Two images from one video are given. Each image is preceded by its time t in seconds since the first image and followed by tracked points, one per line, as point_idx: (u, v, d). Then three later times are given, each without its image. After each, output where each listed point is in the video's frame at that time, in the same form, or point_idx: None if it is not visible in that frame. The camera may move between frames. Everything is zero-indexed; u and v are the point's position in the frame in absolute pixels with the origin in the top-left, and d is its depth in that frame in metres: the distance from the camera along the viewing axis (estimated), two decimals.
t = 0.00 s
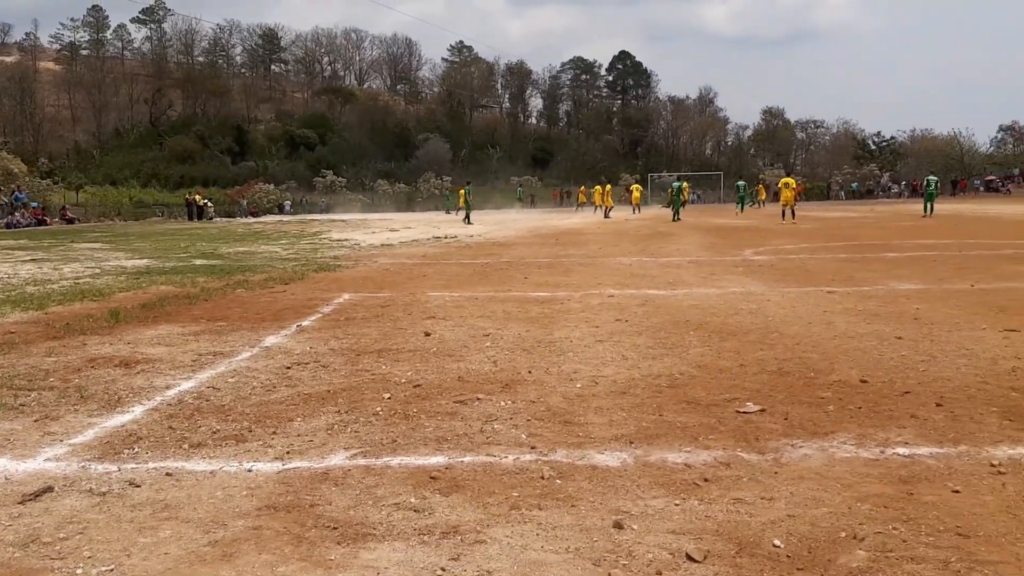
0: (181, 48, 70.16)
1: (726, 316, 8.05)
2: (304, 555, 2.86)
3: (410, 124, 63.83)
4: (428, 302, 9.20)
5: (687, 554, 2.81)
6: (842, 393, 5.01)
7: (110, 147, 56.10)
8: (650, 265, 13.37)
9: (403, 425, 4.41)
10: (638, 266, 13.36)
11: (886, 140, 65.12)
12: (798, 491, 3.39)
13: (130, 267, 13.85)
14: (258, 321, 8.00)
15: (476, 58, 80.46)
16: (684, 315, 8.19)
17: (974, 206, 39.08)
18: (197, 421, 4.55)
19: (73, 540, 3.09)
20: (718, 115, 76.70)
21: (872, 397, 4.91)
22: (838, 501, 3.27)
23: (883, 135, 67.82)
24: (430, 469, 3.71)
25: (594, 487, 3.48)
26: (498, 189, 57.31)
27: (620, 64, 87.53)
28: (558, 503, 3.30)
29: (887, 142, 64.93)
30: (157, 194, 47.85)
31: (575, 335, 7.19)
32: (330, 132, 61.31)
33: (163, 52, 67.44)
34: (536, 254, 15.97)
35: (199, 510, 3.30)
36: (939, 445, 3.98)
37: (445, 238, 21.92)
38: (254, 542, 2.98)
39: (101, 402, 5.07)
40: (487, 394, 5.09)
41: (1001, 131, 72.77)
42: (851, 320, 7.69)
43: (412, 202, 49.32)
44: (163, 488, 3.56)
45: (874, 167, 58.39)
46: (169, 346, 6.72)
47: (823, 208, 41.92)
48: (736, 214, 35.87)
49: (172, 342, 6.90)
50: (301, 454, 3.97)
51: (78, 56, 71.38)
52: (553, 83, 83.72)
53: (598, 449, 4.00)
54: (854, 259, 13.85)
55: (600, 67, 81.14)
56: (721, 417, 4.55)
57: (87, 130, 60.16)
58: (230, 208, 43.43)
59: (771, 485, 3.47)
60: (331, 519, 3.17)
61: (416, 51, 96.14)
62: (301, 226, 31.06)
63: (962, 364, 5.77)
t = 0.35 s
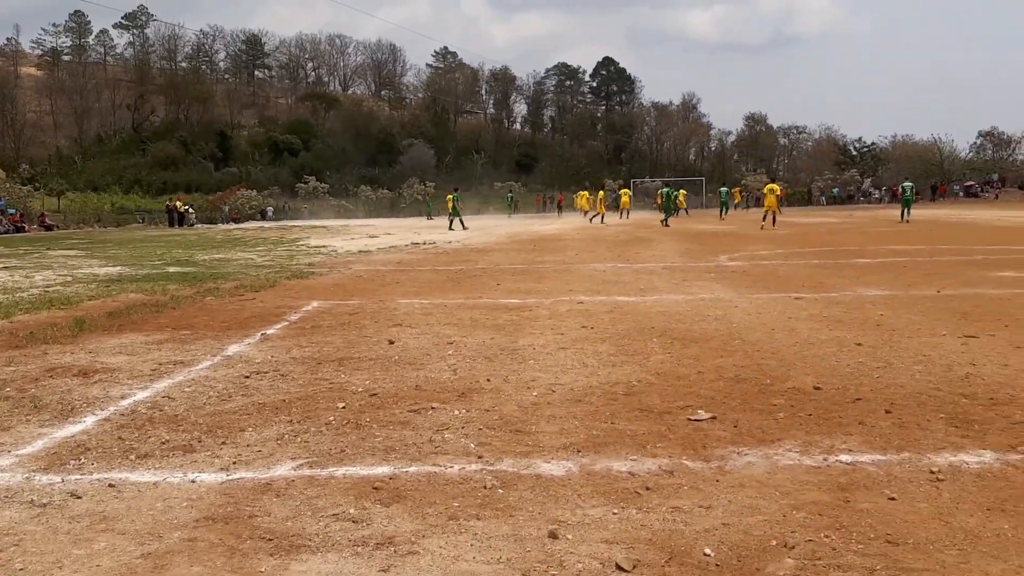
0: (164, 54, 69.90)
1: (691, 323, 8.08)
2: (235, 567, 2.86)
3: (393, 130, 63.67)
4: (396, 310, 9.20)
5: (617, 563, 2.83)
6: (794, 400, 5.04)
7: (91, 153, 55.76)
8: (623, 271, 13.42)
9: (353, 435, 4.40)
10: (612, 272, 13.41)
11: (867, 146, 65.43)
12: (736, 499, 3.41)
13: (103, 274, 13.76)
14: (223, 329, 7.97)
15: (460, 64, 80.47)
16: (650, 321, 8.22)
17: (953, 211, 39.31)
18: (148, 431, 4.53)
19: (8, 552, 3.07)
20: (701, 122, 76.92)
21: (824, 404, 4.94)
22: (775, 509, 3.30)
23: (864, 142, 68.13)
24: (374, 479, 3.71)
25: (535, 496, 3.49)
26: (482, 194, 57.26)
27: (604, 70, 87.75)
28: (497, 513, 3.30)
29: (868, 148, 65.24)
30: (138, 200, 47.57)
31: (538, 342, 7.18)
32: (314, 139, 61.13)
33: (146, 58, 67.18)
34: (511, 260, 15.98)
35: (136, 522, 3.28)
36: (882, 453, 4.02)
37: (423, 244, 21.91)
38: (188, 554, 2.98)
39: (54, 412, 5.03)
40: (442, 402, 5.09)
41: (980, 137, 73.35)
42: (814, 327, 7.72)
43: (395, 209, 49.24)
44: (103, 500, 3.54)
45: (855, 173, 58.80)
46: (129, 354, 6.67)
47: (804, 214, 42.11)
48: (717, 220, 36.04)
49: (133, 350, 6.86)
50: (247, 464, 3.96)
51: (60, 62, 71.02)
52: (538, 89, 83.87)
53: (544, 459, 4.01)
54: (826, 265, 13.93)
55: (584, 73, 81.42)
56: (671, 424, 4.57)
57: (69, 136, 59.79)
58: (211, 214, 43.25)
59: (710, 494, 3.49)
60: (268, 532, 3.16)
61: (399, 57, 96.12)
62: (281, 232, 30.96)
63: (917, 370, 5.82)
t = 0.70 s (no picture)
0: (156, 60, 69.84)
1: (666, 327, 8.15)
2: (185, 568, 2.89)
3: (386, 136, 63.71)
4: (376, 315, 9.24)
5: (560, 563, 2.87)
6: (758, 403, 5.11)
7: (83, 159, 55.71)
8: (606, 276, 13.46)
9: (317, 439, 4.44)
10: (594, 277, 13.48)
11: (859, 151, 65.61)
12: (687, 500, 3.46)
13: (87, 280, 13.76)
14: (201, 334, 8.02)
15: (453, 70, 80.58)
16: (626, 325, 8.27)
17: (942, 216, 39.41)
18: (114, 435, 4.56)
19: None
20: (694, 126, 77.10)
21: (787, 406, 4.99)
22: (725, 509, 3.34)
23: (855, 147, 68.29)
24: (332, 482, 3.75)
25: (490, 498, 3.52)
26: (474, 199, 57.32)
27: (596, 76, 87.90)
28: (449, 514, 3.34)
29: (860, 153, 65.41)
30: (130, 206, 47.56)
31: (513, 346, 7.22)
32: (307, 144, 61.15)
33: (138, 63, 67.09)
34: (496, 265, 16.04)
35: (91, 525, 3.31)
36: (837, 454, 4.07)
37: (411, 250, 21.98)
38: (138, 556, 3.01)
39: (23, 417, 5.05)
40: (409, 406, 5.13)
41: (972, 141, 73.44)
42: (787, 331, 7.79)
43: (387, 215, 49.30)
44: (62, 503, 3.56)
45: (846, 177, 58.79)
46: (104, 360, 6.70)
47: (793, 218, 42.27)
48: (707, 224, 36.12)
49: (108, 355, 6.89)
50: (208, 467, 3.99)
51: (52, 68, 70.94)
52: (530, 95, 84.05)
53: (503, 461, 4.06)
54: (807, 269, 14.03)
55: (577, 78, 81.51)
56: (634, 426, 4.64)
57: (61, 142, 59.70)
58: (202, 219, 43.24)
59: (662, 494, 3.54)
60: (222, 533, 3.20)
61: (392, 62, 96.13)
62: (270, 238, 30.95)
63: (884, 373, 5.88)
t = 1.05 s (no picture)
0: (148, 66, 69.80)
1: (641, 333, 8.21)
2: (140, 571, 2.96)
3: (378, 142, 63.71)
4: (355, 322, 9.27)
5: (507, 564, 2.94)
6: (721, 407, 5.19)
7: (74, 165, 55.62)
8: (588, 282, 13.55)
9: (283, 445, 4.51)
10: (576, 283, 13.56)
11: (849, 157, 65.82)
12: (639, 503, 3.53)
13: (70, 287, 13.79)
14: (179, 341, 8.08)
15: (445, 77, 80.71)
16: (602, 332, 8.33)
17: (930, 222, 39.55)
18: (82, 441, 4.61)
19: None
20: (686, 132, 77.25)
21: (749, 410, 5.08)
22: (673, 511, 3.42)
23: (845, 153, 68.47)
24: (293, 487, 3.80)
25: (446, 501, 3.59)
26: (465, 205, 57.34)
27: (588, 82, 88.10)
28: (404, 517, 3.40)
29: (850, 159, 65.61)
30: (121, 213, 47.52)
31: (487, 352, 7.28)
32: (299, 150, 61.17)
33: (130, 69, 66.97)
34: (481, 272, 16.11)
35: (52, 529, 3.37)
36: (792, 457, 4.16)
37: (398, 255, 22.03)
38: (95, 559, 3.07)
39: None
40: (377, 412, 5.19)
41: (961, 147, 73.69)
42: (759, 336, 7.88)
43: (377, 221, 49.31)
44: (26, 507, 3.62)
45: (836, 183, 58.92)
46: (80, 366, 6.75)
47: (782, 224, 42.39)
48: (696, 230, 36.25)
49: (84, 362, 6.94)
50: (173, 473, 4.05)
51: (43, 74, 70.79)
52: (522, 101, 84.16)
53: (465, 465, 4.11)
54: (788, 275, 14.14)
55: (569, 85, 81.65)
56: (597, 430, 4.71)
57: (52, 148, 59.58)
58: (193, 226, 43.23)
59: (614, 496, 3.61)
60: (179, 537, 3.26)
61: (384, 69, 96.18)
62: (258, 244, 30.97)
63: (848, 378, 5.98)
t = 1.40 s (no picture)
0: (139, 71, 69.72)
1: (620, 337, 8.23)
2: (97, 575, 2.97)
3: (370, 148, 63.77)
4: (337, 326, 9.27)
5: (463, 568, 2.96)
6: (693, 410, 5.21)
7: (65, 171, 55.46)
8: (572, 287, 13.57)
9: (252, 449, 4.52)
10: (560, 288, 13.58)
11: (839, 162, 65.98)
12: (601, 506, 3.55)
13: (54, 293, 13.74)
14: (157, 347, 8.08)
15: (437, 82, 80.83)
16: (581, 336, 8.34)
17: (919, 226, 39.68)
18: (51, 447, 4.61)
19: None
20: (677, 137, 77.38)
21: (719, 414, 5.11)
22: (634, 514, 3.44)
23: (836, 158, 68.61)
24: (260, 490, 3.81)
25: (409, 505, 3.59)
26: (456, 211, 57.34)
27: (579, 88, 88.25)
28: (366, 520, 3.41)
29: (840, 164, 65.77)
30: (112, 219, 47.45)
31: (465, 358, 7.28)
32: (291, 156, 61.28)
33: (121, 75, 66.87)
34: (466, 277, 16.13)
35: (13, 533, 3.37)
36: (757, 460, 4.18)
37: (386, 261, 22.00)
38: (52, 563, 3.07)
39: None
40: (350, 416, 5.19)
41: (950, 152, 73.92)
42: (738, 341, 7.91)
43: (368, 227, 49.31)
44: None
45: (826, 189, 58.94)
46: (56, 372, 6.74)
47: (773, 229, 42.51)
48: (685, 235, 36.32)
49: (60, 368, 6.93)
50: (139, 477, 4.04)
51: (34, 79, 70.62)
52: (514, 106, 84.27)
53: (432, 469, 4.12)
54: (771, 281, 14.19)
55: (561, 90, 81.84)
56: (567, 434, 4.73)
57: (42, 154, 59.41)
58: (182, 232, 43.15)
59: (576, 499, 3.63)
60: (139, 541, 3.26)
61: (375, 75, 96.19)
62: (247, 250, 30.90)
63: (822, 381, 6.01)
